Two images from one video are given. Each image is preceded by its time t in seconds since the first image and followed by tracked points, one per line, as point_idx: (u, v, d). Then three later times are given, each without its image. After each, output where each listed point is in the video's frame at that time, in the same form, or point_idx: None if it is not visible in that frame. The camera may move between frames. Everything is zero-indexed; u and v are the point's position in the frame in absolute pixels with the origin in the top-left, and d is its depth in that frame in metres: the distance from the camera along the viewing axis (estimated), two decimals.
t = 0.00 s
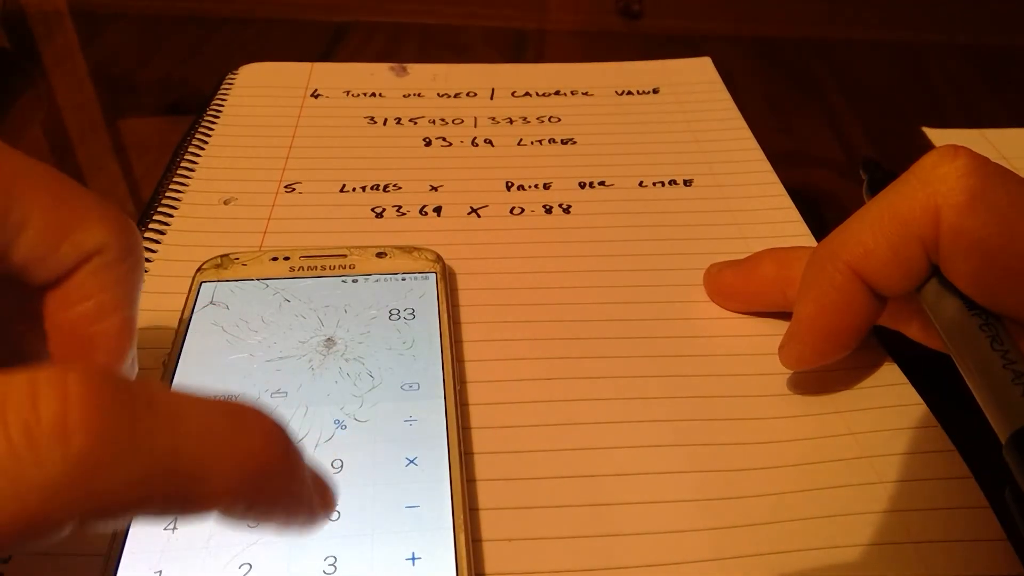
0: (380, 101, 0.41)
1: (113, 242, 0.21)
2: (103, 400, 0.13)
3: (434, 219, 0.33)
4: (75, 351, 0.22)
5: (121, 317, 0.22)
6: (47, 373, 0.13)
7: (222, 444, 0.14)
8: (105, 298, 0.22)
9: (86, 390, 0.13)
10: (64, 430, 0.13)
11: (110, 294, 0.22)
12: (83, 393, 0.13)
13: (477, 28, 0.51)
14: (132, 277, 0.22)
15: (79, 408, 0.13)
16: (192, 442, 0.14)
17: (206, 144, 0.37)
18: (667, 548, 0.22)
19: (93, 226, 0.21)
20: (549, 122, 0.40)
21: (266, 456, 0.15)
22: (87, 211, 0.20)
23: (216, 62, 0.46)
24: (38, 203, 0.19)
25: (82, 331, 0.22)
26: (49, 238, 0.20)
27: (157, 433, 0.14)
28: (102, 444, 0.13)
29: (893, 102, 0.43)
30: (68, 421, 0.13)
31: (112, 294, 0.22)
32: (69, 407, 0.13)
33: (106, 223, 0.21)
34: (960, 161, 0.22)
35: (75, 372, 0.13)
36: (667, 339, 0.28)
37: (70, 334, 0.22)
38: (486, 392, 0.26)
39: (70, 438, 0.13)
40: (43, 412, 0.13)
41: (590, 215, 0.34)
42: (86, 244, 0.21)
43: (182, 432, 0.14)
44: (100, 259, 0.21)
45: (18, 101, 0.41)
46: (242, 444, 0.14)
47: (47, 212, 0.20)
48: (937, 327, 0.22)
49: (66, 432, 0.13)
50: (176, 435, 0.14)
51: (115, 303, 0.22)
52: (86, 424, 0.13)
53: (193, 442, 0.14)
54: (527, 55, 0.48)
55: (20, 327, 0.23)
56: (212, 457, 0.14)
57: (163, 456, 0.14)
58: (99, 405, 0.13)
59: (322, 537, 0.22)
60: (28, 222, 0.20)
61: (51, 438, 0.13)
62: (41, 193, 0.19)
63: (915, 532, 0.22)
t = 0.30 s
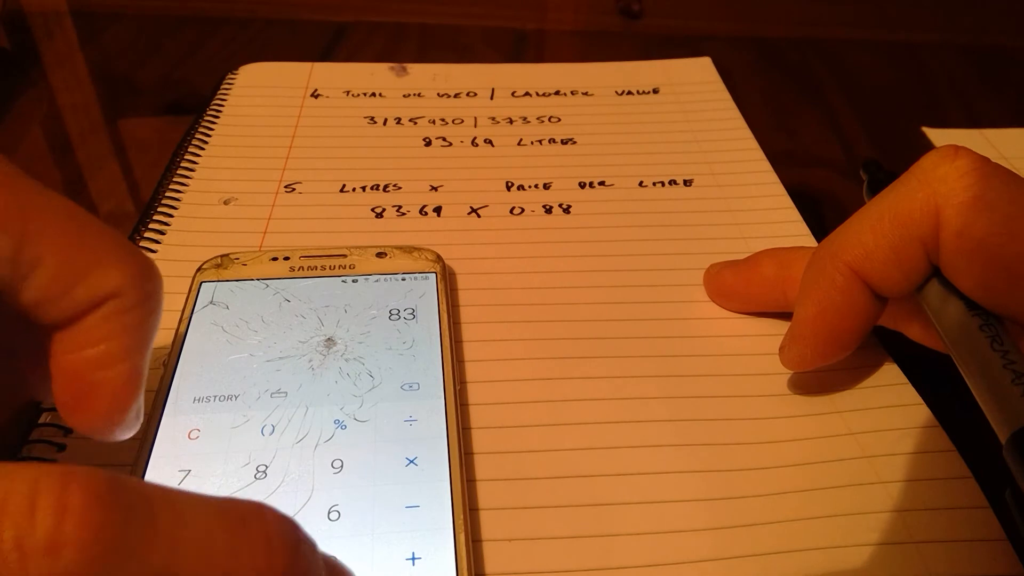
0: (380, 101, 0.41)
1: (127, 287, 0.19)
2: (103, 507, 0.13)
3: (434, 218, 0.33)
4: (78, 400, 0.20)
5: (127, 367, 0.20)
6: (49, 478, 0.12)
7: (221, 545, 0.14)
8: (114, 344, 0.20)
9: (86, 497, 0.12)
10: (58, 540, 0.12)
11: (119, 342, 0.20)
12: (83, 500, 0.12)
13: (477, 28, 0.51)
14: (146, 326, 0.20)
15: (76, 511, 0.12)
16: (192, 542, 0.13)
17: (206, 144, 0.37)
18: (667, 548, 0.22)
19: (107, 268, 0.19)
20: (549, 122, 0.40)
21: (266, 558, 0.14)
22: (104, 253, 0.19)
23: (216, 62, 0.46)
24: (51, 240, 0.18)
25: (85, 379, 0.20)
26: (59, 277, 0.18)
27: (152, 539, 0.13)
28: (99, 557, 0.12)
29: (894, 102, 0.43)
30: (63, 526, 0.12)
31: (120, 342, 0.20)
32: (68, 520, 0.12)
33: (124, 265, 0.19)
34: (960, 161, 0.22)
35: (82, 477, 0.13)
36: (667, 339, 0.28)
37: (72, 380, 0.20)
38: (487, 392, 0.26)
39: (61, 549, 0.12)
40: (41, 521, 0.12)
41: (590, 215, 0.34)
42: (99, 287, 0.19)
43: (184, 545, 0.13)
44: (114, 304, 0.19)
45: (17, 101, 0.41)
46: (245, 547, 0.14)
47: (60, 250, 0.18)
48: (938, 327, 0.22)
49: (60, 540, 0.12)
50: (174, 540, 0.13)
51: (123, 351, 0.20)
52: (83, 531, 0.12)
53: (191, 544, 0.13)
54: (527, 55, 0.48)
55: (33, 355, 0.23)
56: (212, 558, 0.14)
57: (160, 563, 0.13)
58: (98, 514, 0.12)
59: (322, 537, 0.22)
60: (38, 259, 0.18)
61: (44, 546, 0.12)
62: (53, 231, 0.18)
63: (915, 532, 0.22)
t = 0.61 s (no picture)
0: (380, 101, 0.41)
1: (110, 244, 0.22)
2: (124, 365, 0.14)
3: (434, 219, 0.33)
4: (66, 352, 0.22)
5: (112, 317, 0.22)
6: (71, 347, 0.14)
7: (230, 399, 0.16)
8: (99, 299, 0.22)
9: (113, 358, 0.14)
10: (96, 392, 0.14)
11: (104, 295, 0.22)
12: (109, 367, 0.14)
13: (478, 28, 0.51)
14: (126, 281, 0.22)
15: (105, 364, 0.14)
16: (203, 392, 0.15)
17: (206, 144, 0.37)
18: (667, 548, 0.22)
19: (90, 230, 0.21)
20: (549, 122, 0.40)
21: (267, 406, 0.16)
22: (83, 214, 0.21)
23: (216, 62, 0.46)
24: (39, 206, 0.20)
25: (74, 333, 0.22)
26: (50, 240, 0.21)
27: (169, 387, 0.15)
28: (128, 406, 0.14)
29: (894, 102, 0.43)
30: (96, 384, 0.14)
31: (106, 294, 0.22)
32: (91, 375, 0.14)
33: (106, 229, 0.21)
34: (960, 161, 0.22)
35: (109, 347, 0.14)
36: (667, 339, 0.28)
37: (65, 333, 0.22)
38: (487, 392, 0.26)
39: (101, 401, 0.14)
40: (75, 380, 0.14)
41: (590, 216, 0.34)
42: (87, 248, 0.21)
43: (201, 391, 0.15)
44: (97, 259, 0.22)
45: (17, 101, 0.41)
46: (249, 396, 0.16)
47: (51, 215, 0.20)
48: (938, 327, 0.22)
49: (95, 393, 0.14)
50: (191, 391, 0.15)
51: (108, 302, 0.22)
52: (113, 388, 0.14)
53: (205, 396, 0.15)
54: (527, 55, 0.48)
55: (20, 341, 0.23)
56: (222, 403, 0.16)
57: (182, 413, 0.15)
58: (122, 371, 0.14)
59: (322, 537, 0.22)
60: (34, 223, 0.20)
61: (83, 401, 0.14)
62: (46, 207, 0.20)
63: (915, 532, 0.22)
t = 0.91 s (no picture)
0: (380, 101, 0.41)
1: (118, 259, 0.22)
2: (135, 404, 0.15)
3: (434, 218, 0.33)
4: (69, 362, 0.22)
5: (116, 331, 0.23)
6: (84, 382, 0.15)
7: (234, 441, 0.16)
8: (104, 312, 0.23)
9: (123, 395, 0.15)
10: (105, 428, 0.15)
11: (109, 309, 0.22)
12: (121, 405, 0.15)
13: (478, 28, 0.51)
14: (131, 295, 0.23)
15: (117, 400, 0.15)
16: (210, 435, 0.16)
17: (206, 144, 0.37)
18: (667, 548, 0.22)
19: (99, 245, 0.22)
20: (549, 122, 0.40)
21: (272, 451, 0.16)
22: (91, 228, 0.21)
23: (216, 62, 0.46)
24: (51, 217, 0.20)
25: (79, 346, 0.22)
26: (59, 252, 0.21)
27: (176, 430, 0.15)
28: (136, 446, 0.15)
29: (893, 102, 0.43)
30: (106, 420, 0.15)
31: (112, 307, 0.23)
32: (103, 411, 0.15)
33: (115, 243, 0.22)
34: (961, 161, 0.22)
35: (121, 385, 0.15)
36: (667, 339, 0.28)
37: (69, 342, 0.23)
38: (487, 392, 0.26)
39: (110, 438, 0.15)
40: (86, 416, 0.14)
41: (590, 215, 0.34)
42: (95, 262, 0.22)
43: (207, 433, 0.16)
44: (105, 273, 0.22)
45: (17, 101, 0.40)
46: (253, 441, 0.16)
47: (62, 227, 0.21)
48: (937, 327, 0.22)
49: (105, 429, 0.15)
50: (198, 432, 0.16)
51: (113, 317, 0.23)
52: (123, 426, 0.15)
53: (211, 438, 0.16)
54: (527, 55, 0.48)
55: (17, 332, 0.23)
56: (226, 447, 0.16)
57: (186, 456, 0.15)
58: (133, 409, 0.15)
59: (322, 536, 0.22)
60: (45, 235, 0.21)
61: (91, 438, 0.15)
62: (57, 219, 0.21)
63: (915, 532, 0.22)
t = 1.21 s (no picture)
0: (380, 101, 0.41)
1: (113, 251, 0.22)
2: (134, 363, 0.14)
3: (434, 218, 0.33)
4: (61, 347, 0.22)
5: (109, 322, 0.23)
6: (84, 347, 0.14)
7: (241, 393, 0.16)
8: (100, 302, 0.23)
9: (125, 353, 0.14)
10: (110, 390, 0.14)
11: (104, 299, 0.22)
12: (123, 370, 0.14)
13: (478, 28, 0.51)
14: (126, 288, 0.23)
15: (119, 361, 0.14)
16: (215, 390, 0.15)
17: (206, 144, 0.37)
18: (667, 548, 0.22)
19: (94, 238, 0.22)
20: (549, 122, 0.40)
21: (280, 398, 0.16)
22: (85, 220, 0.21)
23: (217, 62, 0.46)
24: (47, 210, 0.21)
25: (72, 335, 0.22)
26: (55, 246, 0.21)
27: (181, 387, 0.15)
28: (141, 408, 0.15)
29: (894, 102, 0.43)
30: (107, 384, 0.14)
31: (106, 299, 0.23)
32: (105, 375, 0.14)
33: (109, 234, 0.22)
34: (961, 161, 0.22)
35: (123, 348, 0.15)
36: (667, 339, 0.28)
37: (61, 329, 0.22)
38: (487, 393, 0.26)
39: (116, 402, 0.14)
40: (86, 377, 0.14)
41: (590, 215, 0.34)
42: (90, 254, 0.22)
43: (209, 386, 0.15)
44: (100, 265, 0.22)
45: (17, 101, 0.40)
46: (259, 390, 0.16)
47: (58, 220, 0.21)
48: (937, 327, 0.22)
49: (108, 392, 0.14)
50: (204, 391, 0.15)
51: (107, 307, 0.23)
52: (126, 388, 0.14)
53: (214, 391, 0.15)
54: (527, 55, 0.48)
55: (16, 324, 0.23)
56: (233, 398, 0.15)
57: (191, 410, 0.15)
58: (137, 368, 0.14)
59: (323, 536, 0.22)
60: (42, 227, 0.21)
61: (95, 399, 0.14)
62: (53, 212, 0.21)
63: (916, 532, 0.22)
